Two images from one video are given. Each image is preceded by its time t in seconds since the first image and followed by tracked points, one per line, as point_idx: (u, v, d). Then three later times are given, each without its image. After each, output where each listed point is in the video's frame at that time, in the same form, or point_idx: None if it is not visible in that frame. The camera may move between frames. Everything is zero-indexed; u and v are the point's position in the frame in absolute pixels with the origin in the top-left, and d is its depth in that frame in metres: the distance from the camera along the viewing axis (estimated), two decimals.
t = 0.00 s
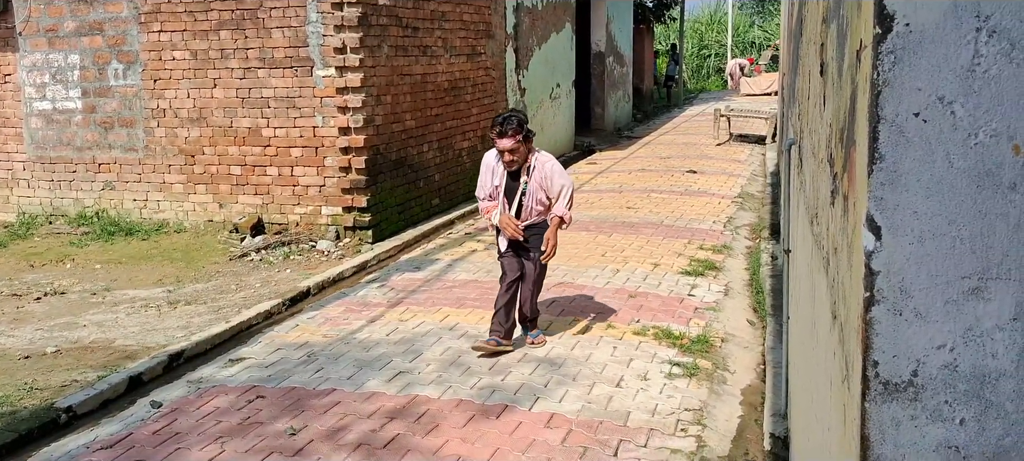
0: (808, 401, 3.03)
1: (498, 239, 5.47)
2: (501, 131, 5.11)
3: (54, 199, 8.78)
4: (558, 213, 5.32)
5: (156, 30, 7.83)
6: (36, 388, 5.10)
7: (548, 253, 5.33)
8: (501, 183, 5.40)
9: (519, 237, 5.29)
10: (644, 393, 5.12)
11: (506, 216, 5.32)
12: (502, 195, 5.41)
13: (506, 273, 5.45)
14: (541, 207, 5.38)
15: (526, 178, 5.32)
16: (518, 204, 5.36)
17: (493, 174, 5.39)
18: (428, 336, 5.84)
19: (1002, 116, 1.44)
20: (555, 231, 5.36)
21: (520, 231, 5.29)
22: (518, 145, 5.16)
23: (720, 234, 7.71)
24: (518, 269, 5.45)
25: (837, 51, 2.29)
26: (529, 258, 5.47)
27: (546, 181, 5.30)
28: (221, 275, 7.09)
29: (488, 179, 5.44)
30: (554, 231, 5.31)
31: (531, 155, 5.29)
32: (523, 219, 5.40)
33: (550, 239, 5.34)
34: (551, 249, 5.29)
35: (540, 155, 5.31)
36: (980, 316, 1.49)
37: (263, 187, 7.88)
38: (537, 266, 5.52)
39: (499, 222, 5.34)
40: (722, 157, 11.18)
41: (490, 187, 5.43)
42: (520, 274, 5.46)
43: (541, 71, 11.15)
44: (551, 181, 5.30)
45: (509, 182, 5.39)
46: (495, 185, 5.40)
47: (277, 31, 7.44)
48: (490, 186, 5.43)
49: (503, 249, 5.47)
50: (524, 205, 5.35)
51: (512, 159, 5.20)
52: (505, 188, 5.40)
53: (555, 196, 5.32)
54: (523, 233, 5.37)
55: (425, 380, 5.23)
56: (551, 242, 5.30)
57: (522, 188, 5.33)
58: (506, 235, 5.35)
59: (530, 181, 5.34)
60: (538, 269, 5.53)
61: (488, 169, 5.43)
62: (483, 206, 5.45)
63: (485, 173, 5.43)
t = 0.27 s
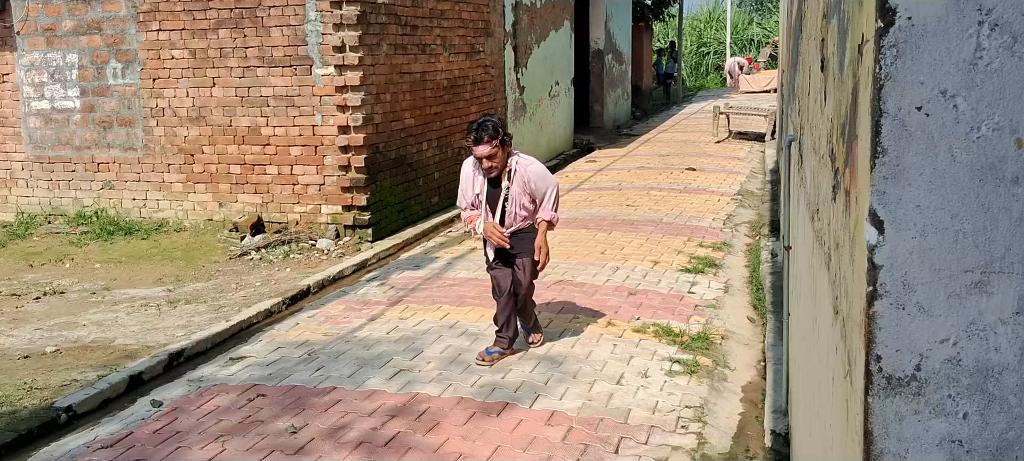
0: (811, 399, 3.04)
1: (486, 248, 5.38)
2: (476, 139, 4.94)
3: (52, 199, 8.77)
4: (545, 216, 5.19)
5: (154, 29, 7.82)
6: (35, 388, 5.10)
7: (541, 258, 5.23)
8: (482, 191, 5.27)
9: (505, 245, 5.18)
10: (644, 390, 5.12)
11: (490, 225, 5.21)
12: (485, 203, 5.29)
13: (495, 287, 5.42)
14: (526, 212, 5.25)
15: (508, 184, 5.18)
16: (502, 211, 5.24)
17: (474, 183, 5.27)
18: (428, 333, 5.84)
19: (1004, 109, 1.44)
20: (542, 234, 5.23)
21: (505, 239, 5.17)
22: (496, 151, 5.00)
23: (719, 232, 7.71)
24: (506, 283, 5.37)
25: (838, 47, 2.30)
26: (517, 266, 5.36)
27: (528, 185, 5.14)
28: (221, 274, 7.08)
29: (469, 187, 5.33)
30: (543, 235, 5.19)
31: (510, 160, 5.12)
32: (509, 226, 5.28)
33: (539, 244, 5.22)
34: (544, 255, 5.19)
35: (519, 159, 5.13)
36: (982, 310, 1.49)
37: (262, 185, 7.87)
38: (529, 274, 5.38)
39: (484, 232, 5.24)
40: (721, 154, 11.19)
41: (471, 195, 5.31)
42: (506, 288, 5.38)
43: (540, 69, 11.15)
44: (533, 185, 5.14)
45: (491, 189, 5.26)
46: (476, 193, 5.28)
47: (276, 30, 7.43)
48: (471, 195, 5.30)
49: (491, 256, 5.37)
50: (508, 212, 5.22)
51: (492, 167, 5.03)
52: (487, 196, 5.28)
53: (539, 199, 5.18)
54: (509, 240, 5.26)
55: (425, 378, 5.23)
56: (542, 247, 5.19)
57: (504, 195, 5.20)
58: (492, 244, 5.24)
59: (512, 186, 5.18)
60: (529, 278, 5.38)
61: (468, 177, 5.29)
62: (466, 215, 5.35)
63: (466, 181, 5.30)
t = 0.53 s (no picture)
0: (813, 394, 3.04)
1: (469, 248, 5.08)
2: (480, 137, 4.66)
3: (51, 197, 8.76)
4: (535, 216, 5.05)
5: (153, 26, 7.80)
6: (36, 386, 5.10)
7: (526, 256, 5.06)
8: (472, 190, 4.98)
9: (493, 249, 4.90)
10: (646, 386, 5.12)
11: (479, 226, 4.91)
12: (474, 203, 5.00)
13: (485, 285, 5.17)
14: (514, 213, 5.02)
15: (501, 185, 4.94)
16: (491, 212, 4.95)
17: (464, 181, 4.97)
18: (429, 330, 5.83)
19: (1011, 100, 1.45)
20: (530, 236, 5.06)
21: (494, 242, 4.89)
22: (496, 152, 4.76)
23: (720, 228, 7.70)
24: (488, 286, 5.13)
25: (842, 40, 2.30)
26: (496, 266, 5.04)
27: (523, 186, 4.95)
28: (221, 271, 7.08)
29: (456, 185, 5.01)
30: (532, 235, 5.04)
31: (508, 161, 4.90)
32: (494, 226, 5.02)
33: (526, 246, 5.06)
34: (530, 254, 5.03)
35: (516, 160, 4.92)
36: (989, 300, 1.51)
37: (263, 183, 7.86)
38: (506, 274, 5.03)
39: (472, 234, 4.93)
40: (721, 150, 11.18)
41: (459, 193, 5.01)
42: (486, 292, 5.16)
43: (539, 65, 11.14)
44: (528, 188, 4.97)
45: (481, 188, 4.98)
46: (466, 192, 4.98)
47: (276, 27, 7.42)
48: (460, 192, 4.99)
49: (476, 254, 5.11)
50: (498, 213, 4.95)
51: (490, 167, 4.78)
52: (477, 196, 4.99)
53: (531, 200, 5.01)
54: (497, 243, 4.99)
55: (427, 375, 5.23)
56: (529, 249, 5.03)
57: (495, 195, 4.93)
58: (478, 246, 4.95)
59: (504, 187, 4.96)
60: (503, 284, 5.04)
61: (458, 174, 4.99)
62: (451, 214, 5.04)
63: (455, 178, 4.99)
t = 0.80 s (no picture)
0: (819, 388, 3.03)
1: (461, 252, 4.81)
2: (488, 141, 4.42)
3: (52, 194, 8.76)
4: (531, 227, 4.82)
5: (153, 24, 7.79)
6: (39, 383, 5.10)
7: (521, 269, 4.87)
8: (471, 193, 4.71)
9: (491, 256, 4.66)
10: (648, 381, 5.13)
11: (477, 232, 4.65)
12: (471, 206, 4.73)
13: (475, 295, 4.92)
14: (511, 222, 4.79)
15: (501, 190, 4.69)
16: (489, 217, 4.72)
17: (463, 183, 4.70)
18: (432, 326, 5.83)
19: (1020, 89, 1.44)
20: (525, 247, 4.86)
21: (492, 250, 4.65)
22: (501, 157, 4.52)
23: (721, 223, 7.71)
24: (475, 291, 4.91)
25: (848, 32, 2.30)
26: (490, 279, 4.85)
27: (523, 194, 4.73)
28: (223, 268, 7.08)
29: (454, 186, 4.73)
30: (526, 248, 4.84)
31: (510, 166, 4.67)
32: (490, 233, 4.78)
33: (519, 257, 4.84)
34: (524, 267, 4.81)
35: (519, 166, 4.69)
36: (999, 290, 1.49)
37: (263, 180, 7.86)
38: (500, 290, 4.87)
39: (469, 238, 4.67)
40: (721, 146, 11.19)
41: (457, 195, 4.73)
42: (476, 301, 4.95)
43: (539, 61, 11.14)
44: (528, 197, 4.75)
45: (481, 192, 4.71)
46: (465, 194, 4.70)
47: (276, 24, 7.41)
48: (458, 194, 4.72)
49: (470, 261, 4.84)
50: (497, 219, 4.72)
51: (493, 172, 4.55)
52: (475, 199, 4.73)
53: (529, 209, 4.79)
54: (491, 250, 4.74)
55: (430, 371, 5.23)
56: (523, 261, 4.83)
57: (495, 201, 4.69)
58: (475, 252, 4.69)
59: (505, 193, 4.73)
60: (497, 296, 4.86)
61: (457, 176, 4.70)
62: (447, 216, 4.76)
63: (453, 179, 4.71)
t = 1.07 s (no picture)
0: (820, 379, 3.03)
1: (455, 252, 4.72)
2: (464, 132, 4.33)
3: (52, 191, 8.76)
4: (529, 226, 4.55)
5: (153, 19, 7.79)
6: (41, 378, 5.11)
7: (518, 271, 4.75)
8: (460, 189, 4.64)
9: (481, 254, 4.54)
10: (649, 374, 5.14)
11: (467, 228, 4.57)
12: (462, 203, 4.65)
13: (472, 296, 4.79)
14: (507, 219, 4.61)
15: (491, 186, 4.56)
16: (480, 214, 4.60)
17: (451, 179, 4.64)
18: (433, 320, 5.84)
19: (1021, 75, 1.44)
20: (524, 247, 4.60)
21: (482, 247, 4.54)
22: (483, 148, 4.39)
23: (721, 217, 7.72)
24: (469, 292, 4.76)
25: (849, 23, 2.31)
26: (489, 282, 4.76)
27: (515, 190, 4.53)
28: (224, 263, 7.09)
29: (445, 183, 4.68)
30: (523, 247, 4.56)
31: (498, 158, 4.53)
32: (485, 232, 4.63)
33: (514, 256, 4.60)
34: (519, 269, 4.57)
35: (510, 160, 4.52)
36: (1001, 274, 1.49)
37: (264, 175, 7.87)
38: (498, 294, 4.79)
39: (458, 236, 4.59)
40: (721, 141, 11.20)
41: (447, 192, 4.68)
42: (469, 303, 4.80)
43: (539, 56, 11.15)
44: (520, 190, 4.53)
45: (470, 188, 4.62)
46: (454, 190, 4.65)
47: (276, 19, 7.42)
48: (448, 192, 4.67)
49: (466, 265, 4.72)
50: (489, 215, 4.58)
51: (476, 165, 4.42)
52: (465, 196, 4.64)
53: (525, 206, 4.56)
54: (485, 248, 4.62)
55: (431, 364, 5.24)
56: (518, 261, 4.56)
57: (485, 196, 4.57)
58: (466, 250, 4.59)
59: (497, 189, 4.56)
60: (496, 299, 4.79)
61: (446, 172, 4.66)
62: (439, 214, 4.72)
63: (442, 176, 4.67)
